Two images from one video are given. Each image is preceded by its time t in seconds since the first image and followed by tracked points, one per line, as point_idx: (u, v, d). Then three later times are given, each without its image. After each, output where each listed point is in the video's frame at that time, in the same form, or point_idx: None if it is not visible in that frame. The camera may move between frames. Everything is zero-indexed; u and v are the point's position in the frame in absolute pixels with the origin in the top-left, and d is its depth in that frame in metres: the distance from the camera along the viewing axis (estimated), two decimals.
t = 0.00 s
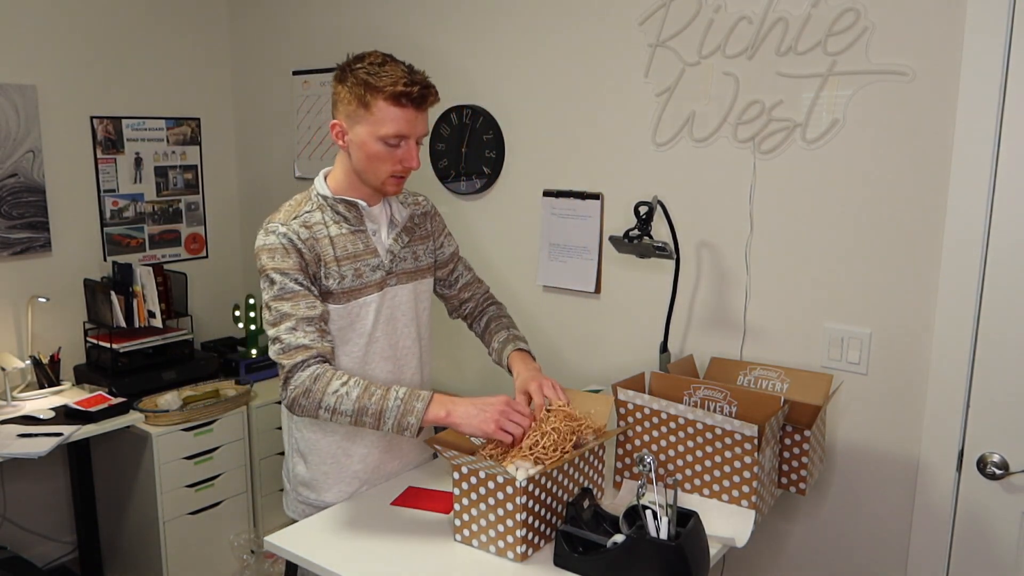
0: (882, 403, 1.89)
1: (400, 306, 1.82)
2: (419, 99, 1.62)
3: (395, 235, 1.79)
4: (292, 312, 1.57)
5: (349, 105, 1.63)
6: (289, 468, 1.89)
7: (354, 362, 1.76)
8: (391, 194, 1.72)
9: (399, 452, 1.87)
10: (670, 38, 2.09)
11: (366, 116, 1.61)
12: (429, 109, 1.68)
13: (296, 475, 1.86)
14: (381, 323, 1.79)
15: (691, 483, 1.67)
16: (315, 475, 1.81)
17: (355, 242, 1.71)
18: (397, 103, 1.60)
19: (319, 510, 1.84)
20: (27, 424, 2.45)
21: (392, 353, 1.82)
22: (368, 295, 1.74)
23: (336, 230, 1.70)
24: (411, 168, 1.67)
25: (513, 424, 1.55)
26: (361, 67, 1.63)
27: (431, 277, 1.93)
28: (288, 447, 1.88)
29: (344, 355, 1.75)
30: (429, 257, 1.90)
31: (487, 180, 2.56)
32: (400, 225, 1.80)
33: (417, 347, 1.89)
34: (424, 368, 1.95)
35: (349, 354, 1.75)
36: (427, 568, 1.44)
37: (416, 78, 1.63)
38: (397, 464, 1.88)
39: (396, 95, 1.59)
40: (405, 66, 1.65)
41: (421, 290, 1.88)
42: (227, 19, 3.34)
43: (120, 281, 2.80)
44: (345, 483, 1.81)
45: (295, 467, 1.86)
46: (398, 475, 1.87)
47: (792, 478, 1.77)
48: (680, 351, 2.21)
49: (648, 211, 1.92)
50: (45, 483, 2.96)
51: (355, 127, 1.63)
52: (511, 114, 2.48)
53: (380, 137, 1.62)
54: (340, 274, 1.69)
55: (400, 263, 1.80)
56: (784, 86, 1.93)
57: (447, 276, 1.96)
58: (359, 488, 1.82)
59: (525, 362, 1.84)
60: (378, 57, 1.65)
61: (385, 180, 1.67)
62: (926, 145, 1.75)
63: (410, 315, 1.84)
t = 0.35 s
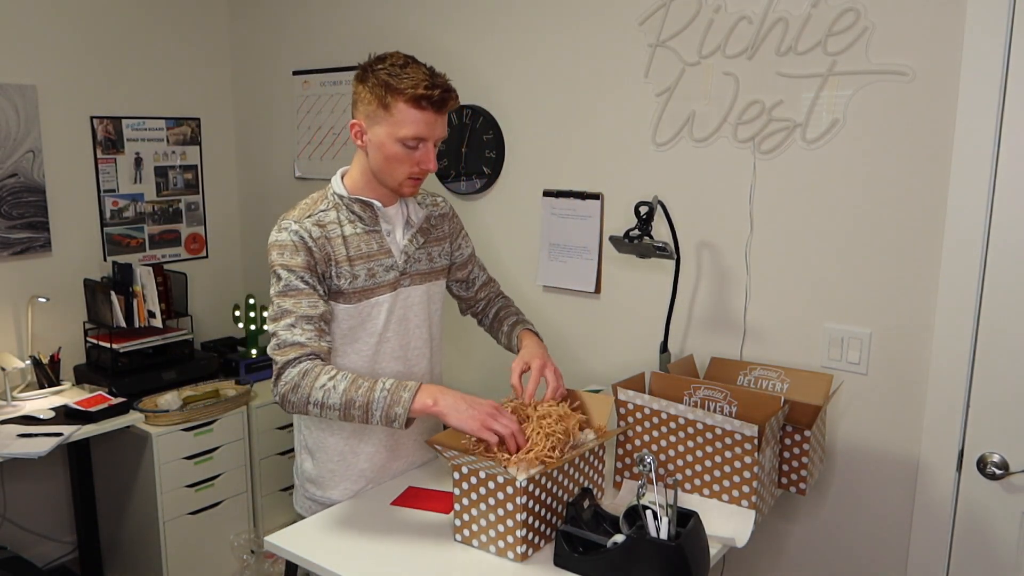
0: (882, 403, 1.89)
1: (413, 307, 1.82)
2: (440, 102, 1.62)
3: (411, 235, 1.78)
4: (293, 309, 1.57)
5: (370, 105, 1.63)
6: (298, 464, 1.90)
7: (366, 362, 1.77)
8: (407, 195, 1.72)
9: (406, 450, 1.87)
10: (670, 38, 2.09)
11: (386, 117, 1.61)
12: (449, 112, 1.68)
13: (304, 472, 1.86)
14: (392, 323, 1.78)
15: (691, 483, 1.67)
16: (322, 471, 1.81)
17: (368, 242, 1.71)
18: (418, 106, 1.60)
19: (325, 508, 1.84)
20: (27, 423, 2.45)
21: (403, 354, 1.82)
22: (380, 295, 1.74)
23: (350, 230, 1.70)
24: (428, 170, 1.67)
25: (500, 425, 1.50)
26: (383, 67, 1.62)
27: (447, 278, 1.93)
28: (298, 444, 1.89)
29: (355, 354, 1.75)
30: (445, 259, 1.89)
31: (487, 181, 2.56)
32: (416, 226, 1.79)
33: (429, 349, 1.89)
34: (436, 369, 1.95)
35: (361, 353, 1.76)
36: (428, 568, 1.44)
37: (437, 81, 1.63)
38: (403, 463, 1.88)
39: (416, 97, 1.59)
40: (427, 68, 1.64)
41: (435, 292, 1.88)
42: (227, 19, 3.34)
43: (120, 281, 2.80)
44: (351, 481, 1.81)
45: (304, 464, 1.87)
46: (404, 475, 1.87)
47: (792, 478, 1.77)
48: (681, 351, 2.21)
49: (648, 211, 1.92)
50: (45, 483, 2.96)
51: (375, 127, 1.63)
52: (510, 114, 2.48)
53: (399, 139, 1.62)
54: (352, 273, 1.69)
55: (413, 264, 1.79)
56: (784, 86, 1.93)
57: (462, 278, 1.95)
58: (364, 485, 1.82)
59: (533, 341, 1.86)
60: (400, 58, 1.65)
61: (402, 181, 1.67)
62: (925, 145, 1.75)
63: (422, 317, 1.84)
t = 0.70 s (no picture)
0: (882, 403, 1.89)
1: (419, 308, 1.82)
2: (451, 105, 1.62)
3: (418, 236, 1.78)
4: (308, 305, 1.57)
5: (381, 106, 1.63)
6: (303, 463, 1.91)
7: (373, 361, 1.76)
8: (415, 196, 1.72)
9: (409, 450, 1.87)
10: (670, 38, 2.09)
11: (398, 118, 1.61)
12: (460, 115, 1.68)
13: (308, 471, 1.87)
14: (398, 324, 1.78)
15: (691, 483, 1.67)
16: (325, 470, 1.82)
17: (377, 241, 1.71)
18: (429, 108, 1.60)
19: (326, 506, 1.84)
20: (27, 423, 2.45)
21: (409, 354, 1.82)
22: (387, 294, 1.74)
23: (360, 229, 1.69)
24: (437, 172, 1.67)
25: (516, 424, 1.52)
26: (397, 68, 1.62)
27: (454, 279, 1.93)
28: (304, 442, 1.89)
29: (362, 353, 1.75)
30: (452, 260, 1.89)
31: (487, 181, 2.56)
32: (425, 227, 1.79)
33: (434, 350, 1.89)
34: (441, 370, 1.95)
35: (367, 353, 1.75)
36: (428, 568, 1.44)
37: (450, 84, 1.63)
38: (405, 463, 1.88)
39: (429, 100, 1.59)
40: (441, 71, 1.64)
41: (441, 292, 1.87)
42: (228, 20, 3.34)
43: (120, 281, 2.81)
44: (353, 480, 1.81)
45: (309, 462, 1.87)
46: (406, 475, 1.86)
47: (792, 478, 1.77)
48: (681, 351, 2.21)
49: (648, 211, 1.92)
50: (45, 483, 2.96)
51: (386, 127, 1.63)
52: (510, 115, 2.48)
53: (409, 140, 1.62)
54: (360, 272, 1.69)
55: (420, 265, 1.79)
56: (784, 86, 1.93)
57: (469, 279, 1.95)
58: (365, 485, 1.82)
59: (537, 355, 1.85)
60: (415, 60, 1.64)
61: (411, 182, 1.67)
62: (925, 145, 1.75)
63: (427, 318, 1.84)
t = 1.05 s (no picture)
0: (882, 404, 1.89)
1: (422, 309, 1.82)
2: (456, 107, 1.62)
3: (421, 236, 1.78)
4: (303, 308, 1.57)
5: (386, 106, 1.63)
6: (303, 463, 1.91)
7: (375, 362, 1.77)
8: (419, 197, 1.72)
9: (409, 451, 1.87)
10: (670, 38, 2.09)
11: (402, 118, 1.61)
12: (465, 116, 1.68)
13: (309, 470, 1.87)
14: (400, 324, 1.78)
15: (691, 483, 1.67)
16: (326, 470, 1.81)
17: (380, 242, 1.71)
18: (434, 109, 1.60)
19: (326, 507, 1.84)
20: (27, 423, 2.45)
21: (411, 355, 1.82)
22: (389, 295, 1.74)
23: (362, 229, 1.69)
24: (441, 173, 1.67)
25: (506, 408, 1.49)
26: (402, 69, 1.62)
27: (457, 280, 1.93)
28: (304, 442, 1.89)
29: (363, 354, 1.75)
30: (456, 261, 1.89)
31: (487, 181, 2.56)
32: (428, 227, 1.79)
33: (437, 351, 1.89)
34: (443, 371, 1.95)
35: (369, 353, 1.75)
36: (428, 568, 1.44)
37: (455, 85, 1.63)
38: (406, 464, 1.87)
39: (433, 101, 1.59)
40: (446, 71, 1.64)
41: (444, 293, 1.87)
42: (227, 20, 3.34)
43: (120, 281, 2.81)
44: (353, 481, 1.81)
45: (309, 462, 1.87)
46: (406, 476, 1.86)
47: (792, 478, 1.77)
48: (681, 351, 2.21)
49: (648, 211, 1.92)
50: (45, 483, 2.96)
51: (390, 128, 1.63)
52: (510, 115, 2.48)
53: (414, 141, 1.61)
54: (362, 273, 1.69)
55: (423, 266, 1.79)
56: (784, 86, 1.93)
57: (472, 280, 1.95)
58: (365, 485, 1.82)
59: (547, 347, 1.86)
60: (420, 61, 1.64)
61: (414, 183, 1.67)
62: (925, 146, 1.75)
63: (430, 319, 1.84)
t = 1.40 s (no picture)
0: (882, 403, 1.89)
1: (423, 309, 1.82)
2: (456, 107, 1.62)
3: (422, 237, 1.78)
4: (302, 310, 1.57)
5: (386, 106, 1.63)
6: (303, 463, 1.91)
7: (375, 364, 1.77)
8: (419, 198, 1.72)
9: (409, 452, 1.87)
10: (670, 38, 2.09)
11: (402, 118, 1.60)
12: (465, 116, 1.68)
13: (309, 471, 1.87)
14: (401, 325, 1.78)
15: (691, 483, 1.67)
16: (326, 470, 1.81)
17: (381, 243, 1.71)
18: (434, 109, 1.60)
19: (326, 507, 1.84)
20: (27, 423, 2.45)
21: (412, 356, 1.82)
22: (390, 296, 1.74)
23: (363, 230, 1.69)
24: (441, 173, 1.67)
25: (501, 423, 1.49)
26: (402, 69, 1.62)
27: (458, 281, 1.92)
28: (304, 443, 1.90)
29: (364, 355, 1.75)
30: (457, 262, 1.89)
31: (487, 181, 2.56)
32: (429, 228, 1.79)
33: (437, 352, 1.89)
34: (443, 372, 1.95)
35: (369, 354, 1.76)
36: (428, 568, 1.44)
37: (455, 85, 1.63)
38: (405, 464, 1.88)
39: (434, 101, 1.59)
40: (446, 71, 1.64)
41: (445, 294, 1.87)
42: (227, 20, 3.34)
43: (120, 281, 2.81)
44: (354, 481, 1.81)
45: (309, 462, 1.87)
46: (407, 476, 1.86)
47: (792, 478, 1.77)
48: (681, 351, 2.21)
49: (648, 211, 1.92)
50: (45, 483, 2.96)
51: (390, 128, 1.63)
52: (510, 115, 2.48)
53: (414, 141, 1.61)
54: (363, 274, 1.69)
55: (424, 267, 1.79)
56: (784, 86, 1.93)
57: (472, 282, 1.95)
58: (366, 485, 1.82)
59: (541, 347, 1.86)
60: (420, 61, 1.64)
61: (415, 183, 1.67)
62: (925, 146, 1.75)
63: (431, 320, 1.84)
